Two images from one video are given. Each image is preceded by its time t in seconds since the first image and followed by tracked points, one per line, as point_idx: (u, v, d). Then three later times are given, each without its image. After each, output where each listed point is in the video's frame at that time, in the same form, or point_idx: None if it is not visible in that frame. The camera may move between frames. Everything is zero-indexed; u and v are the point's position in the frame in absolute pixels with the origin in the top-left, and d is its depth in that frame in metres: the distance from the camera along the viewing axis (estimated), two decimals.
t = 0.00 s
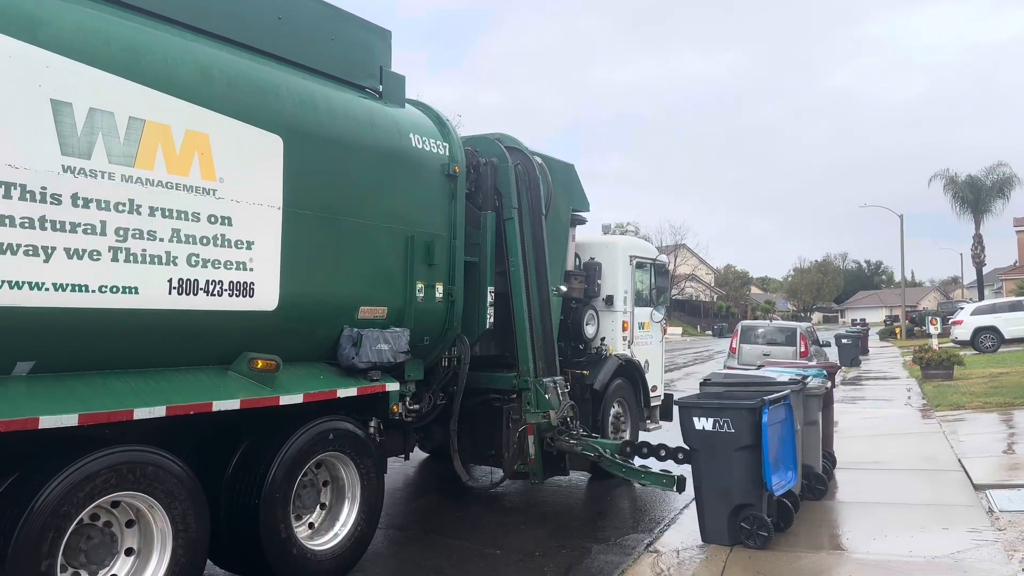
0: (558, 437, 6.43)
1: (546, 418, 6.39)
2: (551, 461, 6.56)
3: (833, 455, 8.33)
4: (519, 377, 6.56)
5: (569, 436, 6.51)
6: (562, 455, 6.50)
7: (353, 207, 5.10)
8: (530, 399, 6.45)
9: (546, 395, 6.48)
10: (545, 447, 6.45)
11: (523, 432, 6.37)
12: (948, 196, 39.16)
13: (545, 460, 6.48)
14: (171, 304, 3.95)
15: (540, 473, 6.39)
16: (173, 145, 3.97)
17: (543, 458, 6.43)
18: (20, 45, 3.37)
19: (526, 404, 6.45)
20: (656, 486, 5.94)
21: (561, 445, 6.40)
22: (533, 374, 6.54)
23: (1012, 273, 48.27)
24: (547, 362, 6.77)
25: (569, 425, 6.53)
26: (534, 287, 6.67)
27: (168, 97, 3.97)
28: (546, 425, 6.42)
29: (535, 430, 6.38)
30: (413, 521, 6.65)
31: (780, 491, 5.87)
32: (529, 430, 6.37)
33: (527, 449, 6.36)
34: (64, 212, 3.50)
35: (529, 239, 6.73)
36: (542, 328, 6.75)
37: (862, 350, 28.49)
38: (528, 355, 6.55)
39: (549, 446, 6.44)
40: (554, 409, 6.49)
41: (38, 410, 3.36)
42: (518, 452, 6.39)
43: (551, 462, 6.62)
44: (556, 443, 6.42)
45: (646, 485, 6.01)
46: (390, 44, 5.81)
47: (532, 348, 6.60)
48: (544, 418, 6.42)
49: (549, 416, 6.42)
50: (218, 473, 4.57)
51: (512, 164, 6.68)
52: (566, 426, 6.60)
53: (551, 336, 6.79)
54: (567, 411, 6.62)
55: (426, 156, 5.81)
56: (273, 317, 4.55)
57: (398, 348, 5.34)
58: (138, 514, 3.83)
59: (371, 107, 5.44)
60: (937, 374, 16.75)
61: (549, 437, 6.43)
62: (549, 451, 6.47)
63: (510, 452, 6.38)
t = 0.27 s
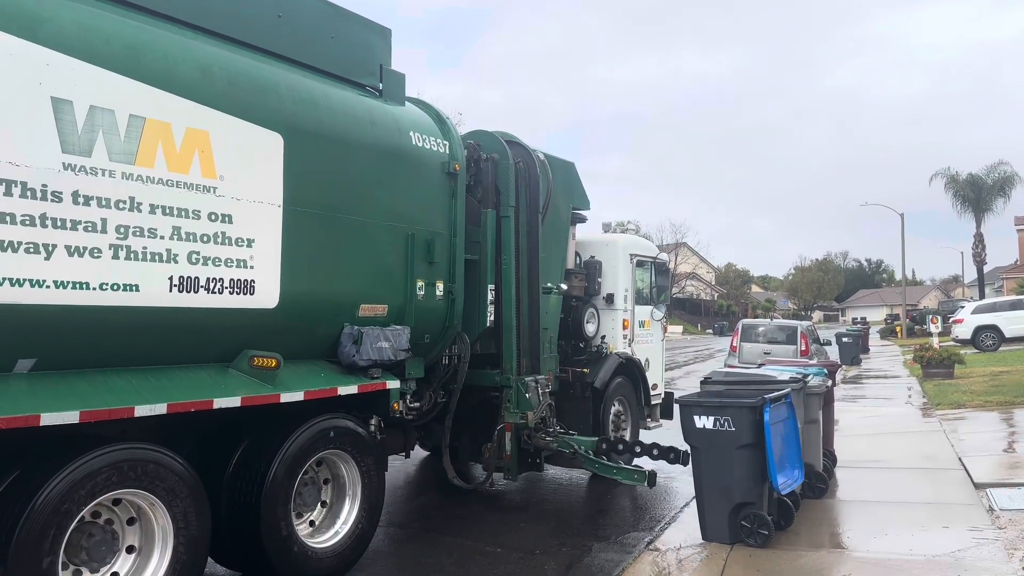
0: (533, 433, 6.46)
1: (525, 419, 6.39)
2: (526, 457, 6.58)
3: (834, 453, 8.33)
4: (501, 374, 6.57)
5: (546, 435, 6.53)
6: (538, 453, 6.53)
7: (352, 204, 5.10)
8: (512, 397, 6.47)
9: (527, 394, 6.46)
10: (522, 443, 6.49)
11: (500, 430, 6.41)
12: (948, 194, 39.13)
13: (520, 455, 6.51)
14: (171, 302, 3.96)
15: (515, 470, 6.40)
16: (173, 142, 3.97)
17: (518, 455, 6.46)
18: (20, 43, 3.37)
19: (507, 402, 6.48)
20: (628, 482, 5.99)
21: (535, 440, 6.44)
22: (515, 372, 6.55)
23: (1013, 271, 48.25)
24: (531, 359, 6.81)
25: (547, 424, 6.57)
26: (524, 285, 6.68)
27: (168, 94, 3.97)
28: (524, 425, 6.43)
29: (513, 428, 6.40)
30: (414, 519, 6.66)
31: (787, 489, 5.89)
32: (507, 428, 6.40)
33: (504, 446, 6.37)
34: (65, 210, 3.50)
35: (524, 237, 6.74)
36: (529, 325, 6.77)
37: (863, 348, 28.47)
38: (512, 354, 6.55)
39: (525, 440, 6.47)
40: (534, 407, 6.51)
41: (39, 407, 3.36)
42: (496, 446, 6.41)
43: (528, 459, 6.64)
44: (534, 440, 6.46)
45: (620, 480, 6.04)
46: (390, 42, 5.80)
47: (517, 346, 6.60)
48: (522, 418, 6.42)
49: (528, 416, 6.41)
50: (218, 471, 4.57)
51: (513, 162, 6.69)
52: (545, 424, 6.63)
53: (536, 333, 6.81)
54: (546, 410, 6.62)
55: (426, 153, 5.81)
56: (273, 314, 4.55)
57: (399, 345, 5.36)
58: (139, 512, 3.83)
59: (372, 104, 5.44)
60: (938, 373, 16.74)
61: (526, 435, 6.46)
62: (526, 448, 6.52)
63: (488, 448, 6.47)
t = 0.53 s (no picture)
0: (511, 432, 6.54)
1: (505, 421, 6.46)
2: (504, 454, 6.69)
3: (834, 452, 8.33)
4: (485, 374, 6.63)
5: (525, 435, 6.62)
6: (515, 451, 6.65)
7: (353, 204, 5.10)
8: (494, 397, 6.53)
9: (509, 395, 6.52)
10: (500, 441, 6.58)
11: (479, 428, 6.50)
12: (949, 193, 39.12)
13: (498, 453, 6.60)
14: (173, 300, 3.96)
15: (491, 468, 6.50)
16: (175, 141, 3.97)
17: (496, 452, 6.55)
18: (20, 42, 3.37)
19: (490, 402, 6.55)
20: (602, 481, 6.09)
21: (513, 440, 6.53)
22: (500, 372, 6.60)
23: (1013, 270, 48.25)
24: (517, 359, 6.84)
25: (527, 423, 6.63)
26: (516, 285, 6.71)
27: (169, 93, 3.97)
28: (503, 425, 6.49)
29: (492, 428, 6.48)
30: (415, 518, 6.66)
31: (791, 488, 5.90)
32: (487, 428, 6.47)
33: (482, 444, 6.47)
34: (66, 209, 3.50)
35: (521, 239, 6.78)
36: (517, 325, 6.82)
37: (863, 347, 28.48)
38: (499, 356, 6.59)
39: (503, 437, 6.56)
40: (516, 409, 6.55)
41: (41, 406, 3.36)
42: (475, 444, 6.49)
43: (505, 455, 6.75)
44: (511, 439, 6.56)
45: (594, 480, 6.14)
46: (390, 40, 5.80)
47: (503, 347, 6.63)
48: (501, 419, 6.48)
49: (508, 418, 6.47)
50: (219, 469, 4.58)
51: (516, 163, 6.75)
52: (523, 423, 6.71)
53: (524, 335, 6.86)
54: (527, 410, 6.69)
55: (427, 152, 5.81)
56: (274, 313, 4.55)
57: (399, 344, 5.36)
58: (140, 510, 3.83)
59: (373, 104, 5.44)
60: (938, 372, 16.75)
61: (504, 433, 6.54)
62: (504, 446, 6.62)
63: (467, 443, 6.63)
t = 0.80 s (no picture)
0: (497, 432, 6.51)
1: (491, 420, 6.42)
2: (490, 451, 6.67)
3: (834, 451, 8.34)
4: (476, 373, 6.58)
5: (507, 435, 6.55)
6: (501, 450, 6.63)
7: (354, 203, 5.11)
8: (482, 396, 6.51)
9: (497, 395, 6.48)
10: (486, 439, 6.55)
11: (466, 426, 6.48)
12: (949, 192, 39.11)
13: (483, 449, 6.59)
14: (175, 300, 3.97)
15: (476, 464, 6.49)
16: (177, 141, 3.98)
17: (480, 450, 6.52)
18: (23, 42, 3.38)
19: (478, 401, 6.52)
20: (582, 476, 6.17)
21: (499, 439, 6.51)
22: (490, 371, 6.56)
23: (1013, 269, 48.19)
24: (508, 359, 6.79)
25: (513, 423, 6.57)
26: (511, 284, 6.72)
27: (172, 93, 3.97)
28: (489, 425, 6.46)
29: (478, 428, 6.45)
30: (415, 518, 6.67)
31: (790, 487, 5.91)
32: (473, 427, 6.45)
33: (468, 441, 6.46)
34: (69, 208, 3.51)
35: (519, 240, 6.81)
36: (510, 323, 6.80)
37: (863, 346, 28.48)
38: (489, 355, 6.55)
39: (489, 436, 6.53)
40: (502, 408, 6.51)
41: (45, 405, 3.38)
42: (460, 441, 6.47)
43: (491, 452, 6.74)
44: (498, 437, 6.52)
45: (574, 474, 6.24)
46: (392, 40, 5.81)
47: (494, 346, 6.60)
48: (489, 419, 6.45)
49: (495, 418, 6.44)
50: (222, 468, 4.59)
51: (517, 165, 6.79)
52: (510, 422, 6.69)
53: (517, 334, 6.83)
54: (513, 409, 6.67)
55: (428, 152, 5.82)
56: (276, 312, 4.56)
57: (401, 343, 5.36)
58: (144, 510, 3.85)
59: (375, 104, 5.45)
60: (938, 371, 16.75)
61: (491, 432, 6.51)
62: (490, 445, 6.59)
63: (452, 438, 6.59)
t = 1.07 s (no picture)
0: (500, 431, 6.55)
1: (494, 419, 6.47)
2: (494, 450, 6.73)
3: (835, 451, 8.37)
4: (479, 373, 6.60)
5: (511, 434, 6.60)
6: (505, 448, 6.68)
7: (358, 203, 5.14)
8: (485, 395, 6.57)
9: (499, 394, 6.56)
10: (489, 438, 6.60)
11: (469, 425, 6.53)
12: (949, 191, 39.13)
13: (486, 447, 6.65)
14: (182, 300, 4.00)
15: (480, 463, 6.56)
16: (183, 142, 4.01)
17: (484, 448, 6.59)
18: (32, 44, 3.41)
19: (481, 400, 6.58)
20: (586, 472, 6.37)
21: (503, 438, 6.56)
22: (492, 370, 6.60)
23: (1014, 268, 48.21)
24: (510, 358, 6.82)
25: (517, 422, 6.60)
26: (512, 284, 6.77)
27: (177, 95, 4.01)
28: (492, 424, 6.52)
29: (482, 427, 6.50)
30: (415, 518, 6.70)
31: (787, 487, 5.95)
32: (477, 426, 6.49)
33: (471, 441, 6.50)
34: (77, 209, 3.55)
35: (520, 241, 6.86)
36: (513, 321, 6.84)
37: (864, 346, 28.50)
38: (492, 354, 6.59)
39: (493, 435, 6.58)
40: (505, 407, 6.56)
41: (54, 405, 3.41)
42: (463, 440, 6.51)
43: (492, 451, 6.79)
44: (501, 435, 6.58)
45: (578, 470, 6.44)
46: (395, 42, 5.84)
47: (497, 346, 6.64)
48: (491, 418, 6.51)
49: (498, 417, 6.49)
50: (229, 466, 4.63)
51: (520, 165, 6.82)
52: (513, 420, 6.74)
53: (519, 333, 6.88)
54: (517, 408, 6.74)
55: (431, 153, 5.85)
56: (281, 312, 4.60)
57: (405, 343, 5.40)
58: (153, 512, 3.89)
59: (378, 105, 5.49)
60: (939, 370, 16.77)
61: (494, 431, 6.56)
62: (493, 442, 6.65)
63: (457, 437, 6.57)
